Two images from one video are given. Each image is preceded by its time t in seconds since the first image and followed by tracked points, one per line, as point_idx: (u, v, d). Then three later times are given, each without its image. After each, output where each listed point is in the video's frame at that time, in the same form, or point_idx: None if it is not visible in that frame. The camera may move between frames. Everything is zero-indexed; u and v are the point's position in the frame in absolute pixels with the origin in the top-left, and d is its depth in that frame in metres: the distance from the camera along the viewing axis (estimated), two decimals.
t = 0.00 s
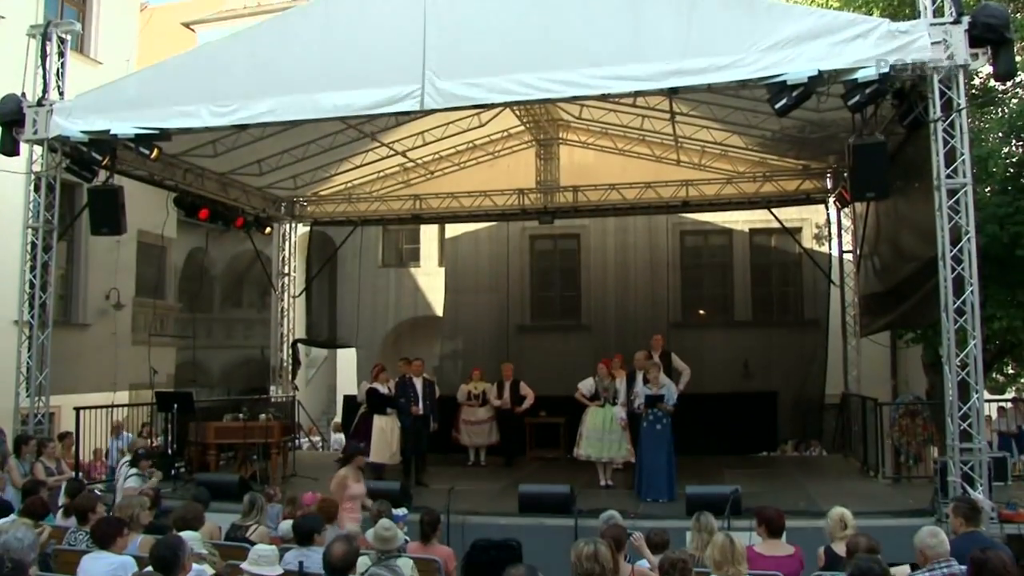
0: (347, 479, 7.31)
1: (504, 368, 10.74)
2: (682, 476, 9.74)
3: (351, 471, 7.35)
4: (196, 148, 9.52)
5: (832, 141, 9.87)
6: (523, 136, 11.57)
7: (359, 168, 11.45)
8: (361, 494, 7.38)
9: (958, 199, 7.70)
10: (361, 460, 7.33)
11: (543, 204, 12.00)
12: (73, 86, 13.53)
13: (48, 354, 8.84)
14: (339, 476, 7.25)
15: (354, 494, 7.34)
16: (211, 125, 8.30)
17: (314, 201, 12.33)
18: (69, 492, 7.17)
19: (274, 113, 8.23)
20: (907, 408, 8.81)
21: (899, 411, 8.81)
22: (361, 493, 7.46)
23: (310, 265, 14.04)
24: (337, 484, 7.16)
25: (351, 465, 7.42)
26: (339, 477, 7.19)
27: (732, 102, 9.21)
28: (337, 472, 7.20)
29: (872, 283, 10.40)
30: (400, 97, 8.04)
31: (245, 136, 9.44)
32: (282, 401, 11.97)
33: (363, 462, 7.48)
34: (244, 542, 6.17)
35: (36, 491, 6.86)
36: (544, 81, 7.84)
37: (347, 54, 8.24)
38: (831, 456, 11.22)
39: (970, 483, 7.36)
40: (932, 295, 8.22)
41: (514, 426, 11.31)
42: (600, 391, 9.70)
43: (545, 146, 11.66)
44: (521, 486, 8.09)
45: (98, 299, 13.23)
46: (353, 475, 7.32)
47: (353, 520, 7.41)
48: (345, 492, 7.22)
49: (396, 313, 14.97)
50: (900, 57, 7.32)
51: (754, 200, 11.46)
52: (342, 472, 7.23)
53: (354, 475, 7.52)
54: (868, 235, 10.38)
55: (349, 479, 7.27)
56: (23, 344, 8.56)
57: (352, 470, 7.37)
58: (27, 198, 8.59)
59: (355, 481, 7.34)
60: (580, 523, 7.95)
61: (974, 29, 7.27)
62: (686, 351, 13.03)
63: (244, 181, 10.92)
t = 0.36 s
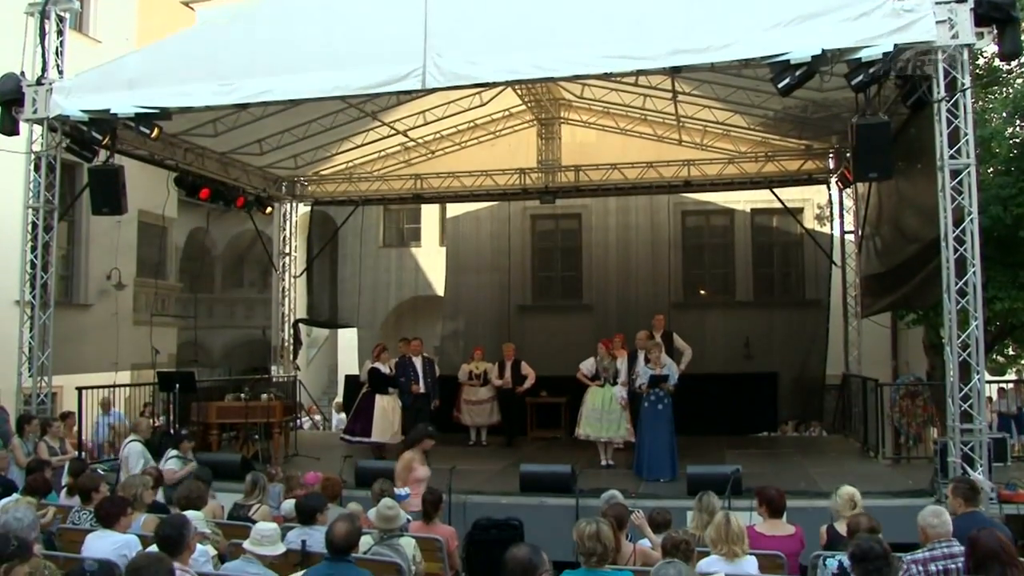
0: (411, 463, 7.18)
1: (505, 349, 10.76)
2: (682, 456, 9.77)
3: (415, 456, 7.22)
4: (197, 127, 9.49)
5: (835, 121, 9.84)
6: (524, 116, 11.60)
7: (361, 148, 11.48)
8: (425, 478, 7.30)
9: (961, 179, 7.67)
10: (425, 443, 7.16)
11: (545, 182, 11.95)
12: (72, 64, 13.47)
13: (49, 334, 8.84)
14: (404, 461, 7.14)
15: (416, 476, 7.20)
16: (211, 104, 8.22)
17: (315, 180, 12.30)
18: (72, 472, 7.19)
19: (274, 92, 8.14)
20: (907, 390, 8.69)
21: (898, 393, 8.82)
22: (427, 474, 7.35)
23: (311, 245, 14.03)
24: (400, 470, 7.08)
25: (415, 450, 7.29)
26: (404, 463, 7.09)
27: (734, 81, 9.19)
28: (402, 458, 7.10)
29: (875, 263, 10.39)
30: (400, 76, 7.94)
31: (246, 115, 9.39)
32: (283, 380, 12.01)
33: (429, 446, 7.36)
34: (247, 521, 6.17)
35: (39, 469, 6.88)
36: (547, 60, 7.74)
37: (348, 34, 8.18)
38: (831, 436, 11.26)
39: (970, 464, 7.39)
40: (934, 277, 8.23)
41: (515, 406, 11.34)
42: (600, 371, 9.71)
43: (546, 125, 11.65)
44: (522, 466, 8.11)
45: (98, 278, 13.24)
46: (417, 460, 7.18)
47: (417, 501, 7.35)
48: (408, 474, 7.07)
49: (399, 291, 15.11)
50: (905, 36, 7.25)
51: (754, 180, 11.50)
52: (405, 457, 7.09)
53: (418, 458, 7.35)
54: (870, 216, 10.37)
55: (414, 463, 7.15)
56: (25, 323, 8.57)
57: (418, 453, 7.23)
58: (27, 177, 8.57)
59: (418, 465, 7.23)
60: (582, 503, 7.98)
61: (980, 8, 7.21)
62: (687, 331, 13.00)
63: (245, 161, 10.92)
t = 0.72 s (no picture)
0: (476, 445, 6.70)
1: (507, 332, 10.77)
2: (684, 440, 9.80)
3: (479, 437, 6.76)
4: (198, 110, 9.47)
5: (838, 104, 9.81)
6: (526, 99, 11.76)
7: (363, 131, 11.46)
8: (491, 461, 6.81)
9: (965, 163, 7.64)
10: (491, 424, 6.69)
11: (547, 165, 11.83)
12: (72, 46, 13.40)
13: (52, 318, 8.85)
14: (467, 444, 6.67)
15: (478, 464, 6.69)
16: (212, 87, 8.18)
17: (316, 164, 12.26)
18: (77, 455, 7.20)
19: (275, 75, 8.10)
20: (909, 373, 8.82)
21: (900, 377, 8.84)
22: (493, 459, 6.85)
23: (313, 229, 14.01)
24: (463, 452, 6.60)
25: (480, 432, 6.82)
26: (467, 444, 6.63)
27: (738, 64, 9.16)
28: (465, 439, 6.65)
29: (877, 248, 10.38)
30: (402, 58, 7.89)
31: (247, 98, 9.36)
32: (286, 363, 12.04)
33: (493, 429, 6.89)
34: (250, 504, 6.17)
35: (43, 452, 6.90)
36: (550, 42, 7.69)
37: (349, 15, 8.12)
38: (832, 420, 11.30)
39: (971, 448, 7.42)
40: (936, 262, 8.23)
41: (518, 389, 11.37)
42: (602, 354, 9.72)
43: (548, 109, 11.73)
44: (524, 450, 8.15)
45: (99, 262, 13.24)
46: (482, 441, 6.70)
47: (483, 490, 6.83)
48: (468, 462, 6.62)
49: (400, 275, 15.05)
50: (910, 19, 7.23)
51: (758, 163, 11.35)
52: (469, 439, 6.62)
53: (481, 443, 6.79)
54: (873, 200, 10.37)
55: (479, 445, 6.66)
56: (28, 307, 8.57)
57: (483, 435, 6.75)
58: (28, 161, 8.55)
59: (485, 448, 6.75)
60: (584, 486, 8.01)
61: None
62: (688, 315, 13.03)
63: (246, 144, 10.90)
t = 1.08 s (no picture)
0: (543, 431, 6.43)
1: (508, 316, 10.76)
2: (685, 424, 9.82)
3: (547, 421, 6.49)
4: (198, 93, 9.44)
5: (840, 87, 9.78)
6: (527, 82, 11.68)
7: (363, 113, 11.43)
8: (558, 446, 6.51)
9: (968, 147, 7.62)
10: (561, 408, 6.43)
11: (548, 148, 11.83)
12: (69, 27, 13.31)
13: (53, 301, 8.85)
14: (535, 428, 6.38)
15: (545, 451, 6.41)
16: (212, 70, 8.13)
17: (317, 146, 12.24)
18: (79, 439, 7.22)
19: (275, 57, 8.04)
20: (909, 357, 8.85)
21: (901, 361, 8.86)
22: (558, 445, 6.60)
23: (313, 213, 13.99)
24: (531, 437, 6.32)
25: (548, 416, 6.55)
26: (536, 428, 6.35)
27: (740, 47, 9.12)
28: (533, 423, 6.36)
29: (879, 232, 10.38)
30: (403, 40, 7.82)
31: (248, 80, 9.33)
32: (286, 346, 12.05)
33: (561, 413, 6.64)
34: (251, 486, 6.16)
35: (45, 435, 6.90)
36: (552, 25, 7.63)
37: None
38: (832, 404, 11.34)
39: (971, 432, 7.44)
40: (937, 246, 8.23)
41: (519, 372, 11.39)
42: (603, 337, 9.73)
43: (549, 92, 11.69)
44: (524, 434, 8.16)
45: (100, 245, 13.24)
46: (550, 426, 6.43)
47: (547, 473, 6.60)
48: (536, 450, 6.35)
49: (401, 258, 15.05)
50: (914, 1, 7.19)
51: (759, 146, 11.36)
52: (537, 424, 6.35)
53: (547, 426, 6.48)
54: (874, 183, 10.36)
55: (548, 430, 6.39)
56: (29, 290, 8.57)
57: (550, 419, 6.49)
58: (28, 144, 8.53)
59: (552, 432, 6.49)
60: (585, 469, 8.04)
61: None
62: (688, 298, 13.04)
63: (246, 127, 10.87)
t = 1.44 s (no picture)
0: (614, 419, 6.37)
1: (510, 299, 10.79)
2: (687, 407, 9.84)
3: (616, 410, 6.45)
4: (199, 75, 9.41)
5: (844, 70, 9.74)
6: (529, 64, 11.66)
7: (364, 96, 11.40)
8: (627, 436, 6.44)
9: (972, 130, 7.60)
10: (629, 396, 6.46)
11: (550, 131, 11.77)
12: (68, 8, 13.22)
13: (55, 284, 8.85)
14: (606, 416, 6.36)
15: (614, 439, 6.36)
16: (212, 51, 8.08)
17: (318, 129, 12.21)
18: (83, 422, 7.24)
19: (275, 39, 7.97)
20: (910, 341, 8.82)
21: (901, 344, 8.88)
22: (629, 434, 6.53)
23: (314, 195, 13.97)
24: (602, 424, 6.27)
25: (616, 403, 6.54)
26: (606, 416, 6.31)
27: (744, 30, 9.09)
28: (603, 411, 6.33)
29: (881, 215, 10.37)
30: (405, 22, 7.74)
31: (249, 63, 9.30)
32: (287, 329, 12.06)
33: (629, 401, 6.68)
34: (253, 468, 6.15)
35: (49, 417, 6.92)
36: (555, 7, 7.57)
37: None
38: (832, 387, 11.38)
39: (972, 416, 7.47)
40: (939, 231, 8.23)
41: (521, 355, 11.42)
42: (605, 320, 9.74)
43: (551, 74, 11.66)
44: (526, 416, 8.15)
45: (101, 228, 13.25)
46: (620, 415, 6.40)
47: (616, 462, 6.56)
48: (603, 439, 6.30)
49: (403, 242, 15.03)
50: None
51: (761, 129, 11.33)
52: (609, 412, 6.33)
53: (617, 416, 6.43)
54: (877, 167, 10.35)
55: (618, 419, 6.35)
56: (31, 273, 8.57)
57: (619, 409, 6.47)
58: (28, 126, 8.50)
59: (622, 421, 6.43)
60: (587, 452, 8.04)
61: None
62: (690, 282, 13.06)
63: (247, 109, 10.85)
